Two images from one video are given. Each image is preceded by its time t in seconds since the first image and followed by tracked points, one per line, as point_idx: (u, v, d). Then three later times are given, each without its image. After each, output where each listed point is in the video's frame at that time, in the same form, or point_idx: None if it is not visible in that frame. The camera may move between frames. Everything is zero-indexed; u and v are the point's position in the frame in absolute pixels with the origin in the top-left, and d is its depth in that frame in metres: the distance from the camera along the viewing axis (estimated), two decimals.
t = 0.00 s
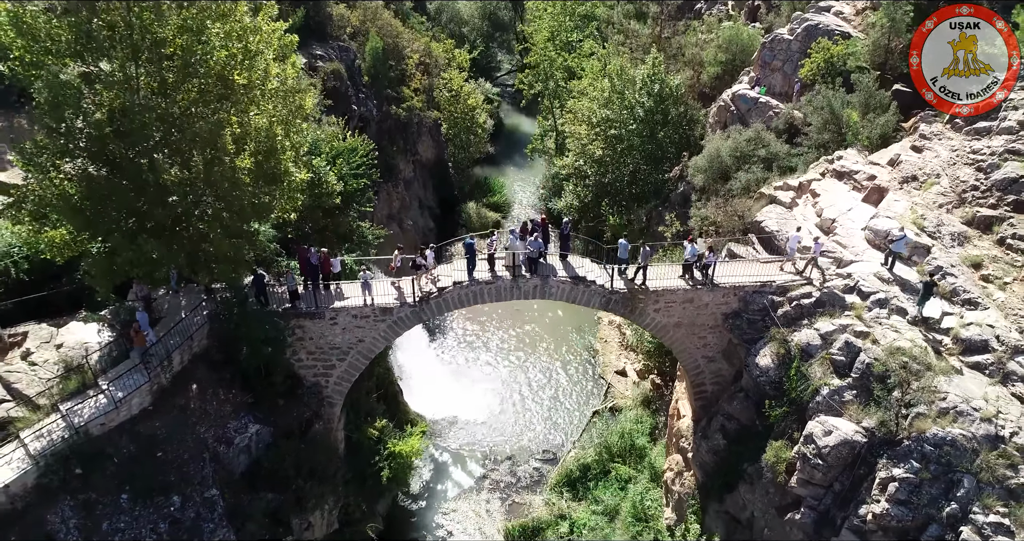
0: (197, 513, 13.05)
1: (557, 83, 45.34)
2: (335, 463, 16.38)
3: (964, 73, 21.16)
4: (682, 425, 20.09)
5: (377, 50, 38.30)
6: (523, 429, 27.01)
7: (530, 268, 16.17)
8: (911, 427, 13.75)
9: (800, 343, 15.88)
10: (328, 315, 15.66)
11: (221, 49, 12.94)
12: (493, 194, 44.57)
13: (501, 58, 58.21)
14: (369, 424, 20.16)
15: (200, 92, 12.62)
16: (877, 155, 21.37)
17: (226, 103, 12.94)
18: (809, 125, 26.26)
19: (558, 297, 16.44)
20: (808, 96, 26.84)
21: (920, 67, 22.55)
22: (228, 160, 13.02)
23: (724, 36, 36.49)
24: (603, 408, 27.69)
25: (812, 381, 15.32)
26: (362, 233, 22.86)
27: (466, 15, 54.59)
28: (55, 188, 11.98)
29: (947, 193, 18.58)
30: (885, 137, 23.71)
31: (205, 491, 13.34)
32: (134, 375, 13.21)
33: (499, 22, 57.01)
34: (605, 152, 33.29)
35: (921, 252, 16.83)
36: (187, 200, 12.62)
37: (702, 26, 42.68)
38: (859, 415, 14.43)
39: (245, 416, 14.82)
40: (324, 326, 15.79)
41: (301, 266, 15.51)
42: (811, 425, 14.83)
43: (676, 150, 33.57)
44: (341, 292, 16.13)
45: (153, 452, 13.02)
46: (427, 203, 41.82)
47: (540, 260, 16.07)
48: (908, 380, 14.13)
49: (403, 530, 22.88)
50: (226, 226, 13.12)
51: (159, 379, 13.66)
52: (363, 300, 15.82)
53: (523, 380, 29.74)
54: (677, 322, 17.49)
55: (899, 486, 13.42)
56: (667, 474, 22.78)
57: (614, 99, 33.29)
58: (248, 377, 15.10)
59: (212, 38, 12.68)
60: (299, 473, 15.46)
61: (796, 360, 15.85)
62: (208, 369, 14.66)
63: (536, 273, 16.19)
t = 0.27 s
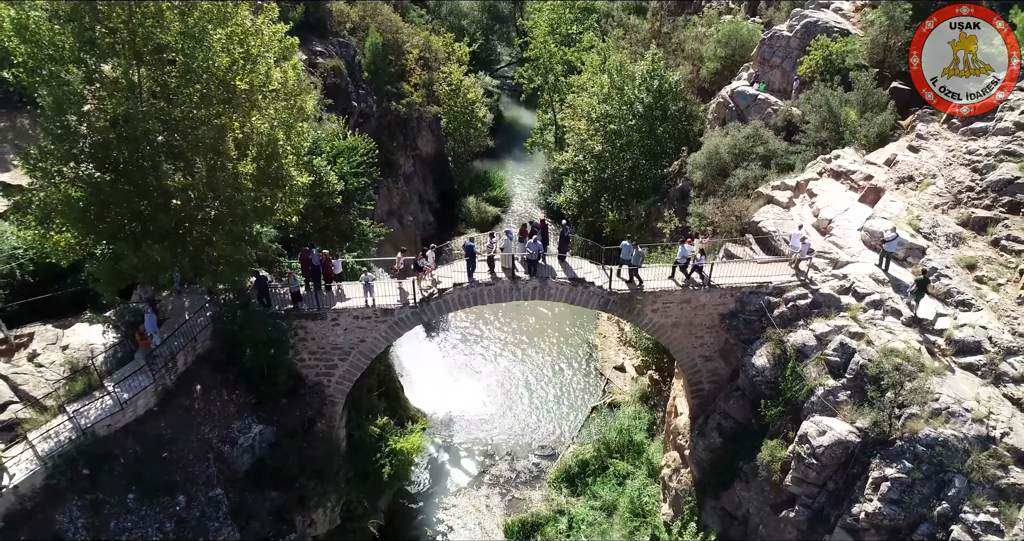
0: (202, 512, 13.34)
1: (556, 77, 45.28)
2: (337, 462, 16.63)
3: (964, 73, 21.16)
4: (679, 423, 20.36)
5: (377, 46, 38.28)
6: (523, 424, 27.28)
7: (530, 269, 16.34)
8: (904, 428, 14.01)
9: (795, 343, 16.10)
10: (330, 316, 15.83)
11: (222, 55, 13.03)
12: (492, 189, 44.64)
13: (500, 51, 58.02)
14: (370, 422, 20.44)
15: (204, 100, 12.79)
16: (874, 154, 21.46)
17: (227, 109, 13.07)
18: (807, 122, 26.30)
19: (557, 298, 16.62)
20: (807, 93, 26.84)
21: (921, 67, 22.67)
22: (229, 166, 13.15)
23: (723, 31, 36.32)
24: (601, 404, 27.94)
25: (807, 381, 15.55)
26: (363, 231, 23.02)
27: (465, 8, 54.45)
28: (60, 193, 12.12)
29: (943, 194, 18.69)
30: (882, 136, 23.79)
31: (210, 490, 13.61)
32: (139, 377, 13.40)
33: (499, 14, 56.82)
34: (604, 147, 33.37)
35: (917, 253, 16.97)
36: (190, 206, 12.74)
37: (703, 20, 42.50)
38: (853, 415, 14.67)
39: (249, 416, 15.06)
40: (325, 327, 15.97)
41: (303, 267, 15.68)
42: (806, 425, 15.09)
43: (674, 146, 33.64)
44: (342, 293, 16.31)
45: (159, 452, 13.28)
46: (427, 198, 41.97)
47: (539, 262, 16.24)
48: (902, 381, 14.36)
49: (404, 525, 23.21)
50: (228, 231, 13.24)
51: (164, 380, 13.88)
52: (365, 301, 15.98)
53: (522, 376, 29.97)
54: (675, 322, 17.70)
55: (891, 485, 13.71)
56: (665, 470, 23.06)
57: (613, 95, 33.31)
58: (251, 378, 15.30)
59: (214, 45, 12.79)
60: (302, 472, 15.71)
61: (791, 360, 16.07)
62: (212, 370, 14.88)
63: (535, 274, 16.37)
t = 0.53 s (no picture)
0: (208, 509, 13.64)
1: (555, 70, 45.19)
2: (340, 458, 16.90)
3: (964, 73, 21.19)
4: (677, 419, 20.62)
5: (377, 41, 38.24)
6: (523, 418, 27.54)
7: (529, 270, 16.52)
8: (897, 427, 14.25)
9: (791, 342, 16.33)
10: (331, 316, 16.01)
11: (224, 60, 13.06)
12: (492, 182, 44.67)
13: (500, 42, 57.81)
14: (372, 418, 20.73)
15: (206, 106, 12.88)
16: (872, 152, 21.62)
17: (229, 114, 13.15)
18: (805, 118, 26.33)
19: (556, 298, 16.81)
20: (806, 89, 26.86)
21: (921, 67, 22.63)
22: (233, 171, 13.25)
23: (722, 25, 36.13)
24: (600, 399, 28.20)
25: (802, 380, 15.79)
26: (363, 228, 23.16)
27: None
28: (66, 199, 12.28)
29: (939, 193, 18.76)
30: (880, 133, 23.82)
31: (215, 488, 13.91)
32: (144, 377, 13.63)
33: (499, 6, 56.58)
34: (603, 142, 33.43)
35: (911, 252, 17.12)
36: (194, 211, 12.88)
37: (703, 12, 42.27)
38: (847, 414, 14.92)
39: (252, 415, 15.31)
40: (327, 326, 16.14)
41: (305, 266, 15.84)
42: (800, 423, 15.35)
43: (673, 141, 33.66)
44: (344, 292, 16.48)
45: (165, 452, 13.56)
46: (427, 191, 42.10)
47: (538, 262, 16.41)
48: (895, 381, 14.60)
49: (405, 517, 23.53)
50: (231, 234, 13.39)
51: (169, 380, 14.12)
52: (366, 301, 16.17)
53: (522, 370, 30.21)
54: (672, 321, 17.92)
55: (883, 483, 13.99)
56: (662, 465, 23.33)
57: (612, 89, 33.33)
58: (254, 378, 15.52)
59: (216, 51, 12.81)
60: (305, 469, 15.99)
61: (787, 359, 16.30)
62: (216, 369, 15.11)
63: (534, 274, 16.53)
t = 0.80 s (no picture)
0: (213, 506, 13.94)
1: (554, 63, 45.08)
2: (342, 455, 17.17)
3: (964, 73, 21.31)
4: (674, 414, 20.90)
5: (376, 34, 38.14)
6: (522, 412, 27.80)
7: (528, 270, 16.71)
8: (890, 425, 14.53)
9: (786, 341, 16.57)
10: (333, 315, 16.21)
11: (225, 63, 13.18)
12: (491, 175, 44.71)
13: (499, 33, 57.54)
14: (373, 414, 21.02)
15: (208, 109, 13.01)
16: (869, 150, 21.77)
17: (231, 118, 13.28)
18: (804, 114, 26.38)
19: (555, 297, 17.02)
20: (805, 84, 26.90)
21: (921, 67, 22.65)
22: (235, 175, 13.41)
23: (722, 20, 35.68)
24: (599, 392, 28.47)
25: (797, 378, 16.04)
26: (364, 225, 23.31)
27: None
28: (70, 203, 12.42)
29: (935, 192, 18.86)
30: (878, 130, 23.85)
31: (220, 485, 14.21)
32: (149, 376, 13.86)
33: None
34: (603, 135, 33.47)
35: (906, 251, 17.27)
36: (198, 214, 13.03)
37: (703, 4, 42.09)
38: (840, 412, 15.19)
39: (256, 413, 15.56)
40: (329, 325, 16.34)
41: (307, 266, 15.97)
42: (795, 421, 15.64)
43: (672, 135, 33.71)
44: (345, 291, 16.66)
45: (171, 450, 13.83)
46: (427, 183, 42.21)
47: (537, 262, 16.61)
48: (888, 380, 14.85)
49: (407, 514, 23.79)
50: (233, 236, 13.52)
51: (173, 379, 14.36)
52: (367, 300, 16.36)
53: (521, 364, 30.45)
54: (670, 319, 18.13)
55: (875, 480, 14.29)
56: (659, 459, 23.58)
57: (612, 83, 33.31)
58: (257, 376, 15.74)
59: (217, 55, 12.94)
60: (308, 465, 16.27)
61: (782, 358, 16.55)
62: (219, 368, 15.33)
63: (534, 274, 16.73)
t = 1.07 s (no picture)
0: (219, 502, 14.26)
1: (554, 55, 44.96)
2: (344, 451, 17.44)
3: (964, 73, 21.35)
4: (671, 409, 21.19)
5: (376, 28, 38.07)
6: (522, 405, 28.10)
7: (528, 269, 16.94)
8: (883, 423, 14.79)
9: (782, 339, 16.83)
10: (335, 313, 16.41)
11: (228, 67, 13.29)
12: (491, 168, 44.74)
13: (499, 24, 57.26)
14: (375, 409, 21.33)
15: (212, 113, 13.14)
16: (866, 147, 21.89)
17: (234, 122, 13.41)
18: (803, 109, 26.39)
19: (554, 295, 17.25)
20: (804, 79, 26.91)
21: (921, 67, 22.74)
22: (240, 179, 13.54)
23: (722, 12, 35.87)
24: (597, 386, 28.74)
25: (792, 376, 16.30)
26: (365, 221, 23.48)
27: None
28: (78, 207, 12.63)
29: (931, 191, 18.92)
30: (876, 127, 23.89)
31: (226, 482, 14.52)
32: (155, 375, 14.10)
33: None
34: (602, 129, 33.51)
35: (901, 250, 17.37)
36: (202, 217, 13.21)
37: None
38: (834, 410, 15.46)
39: (260, 411, 15.82)
40: (331, 323, 16.54)
41: (309, 265, 16.08)
42: (790, 419, 15.93)
43: (672, 129, 33.73)
44: (347, 290, 16.85)
45: (177, 448, 14.12)
46: (427, 176, 42.34)
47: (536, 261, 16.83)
48: (881, 378, 15.09)
49: (408, 507, 24.07)
50: (237, 239, 13.58)
51: (179, 378, 14.62)
52: (369, 299, 16.55)
53: (521, 358, 30.72)
54: (667, 317, 18.36)
55: (868, 477, 14.58)
56: (656, 453, 23.84)
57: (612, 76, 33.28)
58: (261, 375, 15.98)
59: (220, 59, 13.05)
60: (311, 461, 16.56)
61: (778, 356, 16.82)
62: (223, 366, 15.57)
63: (533, 274, 16.96)
